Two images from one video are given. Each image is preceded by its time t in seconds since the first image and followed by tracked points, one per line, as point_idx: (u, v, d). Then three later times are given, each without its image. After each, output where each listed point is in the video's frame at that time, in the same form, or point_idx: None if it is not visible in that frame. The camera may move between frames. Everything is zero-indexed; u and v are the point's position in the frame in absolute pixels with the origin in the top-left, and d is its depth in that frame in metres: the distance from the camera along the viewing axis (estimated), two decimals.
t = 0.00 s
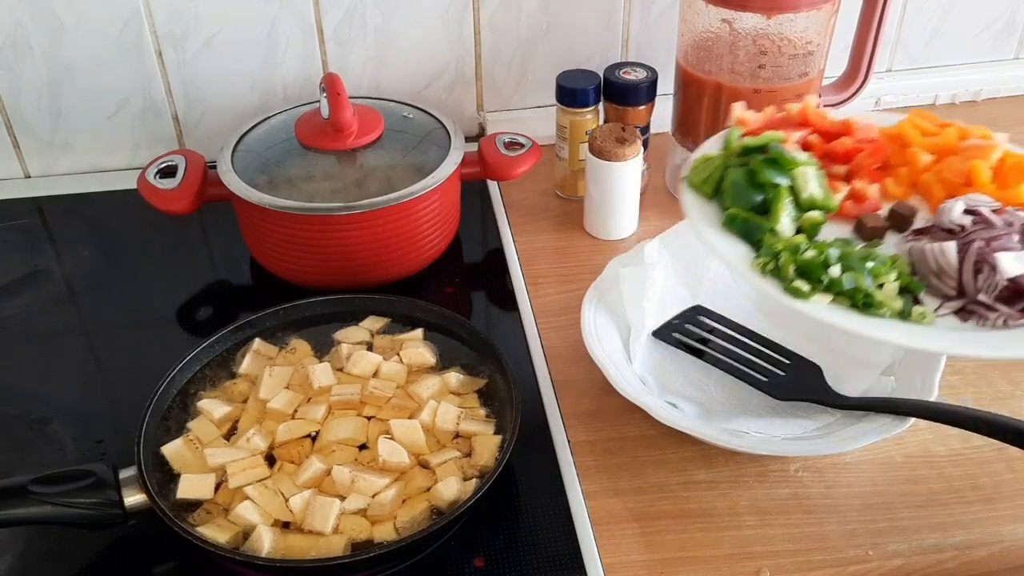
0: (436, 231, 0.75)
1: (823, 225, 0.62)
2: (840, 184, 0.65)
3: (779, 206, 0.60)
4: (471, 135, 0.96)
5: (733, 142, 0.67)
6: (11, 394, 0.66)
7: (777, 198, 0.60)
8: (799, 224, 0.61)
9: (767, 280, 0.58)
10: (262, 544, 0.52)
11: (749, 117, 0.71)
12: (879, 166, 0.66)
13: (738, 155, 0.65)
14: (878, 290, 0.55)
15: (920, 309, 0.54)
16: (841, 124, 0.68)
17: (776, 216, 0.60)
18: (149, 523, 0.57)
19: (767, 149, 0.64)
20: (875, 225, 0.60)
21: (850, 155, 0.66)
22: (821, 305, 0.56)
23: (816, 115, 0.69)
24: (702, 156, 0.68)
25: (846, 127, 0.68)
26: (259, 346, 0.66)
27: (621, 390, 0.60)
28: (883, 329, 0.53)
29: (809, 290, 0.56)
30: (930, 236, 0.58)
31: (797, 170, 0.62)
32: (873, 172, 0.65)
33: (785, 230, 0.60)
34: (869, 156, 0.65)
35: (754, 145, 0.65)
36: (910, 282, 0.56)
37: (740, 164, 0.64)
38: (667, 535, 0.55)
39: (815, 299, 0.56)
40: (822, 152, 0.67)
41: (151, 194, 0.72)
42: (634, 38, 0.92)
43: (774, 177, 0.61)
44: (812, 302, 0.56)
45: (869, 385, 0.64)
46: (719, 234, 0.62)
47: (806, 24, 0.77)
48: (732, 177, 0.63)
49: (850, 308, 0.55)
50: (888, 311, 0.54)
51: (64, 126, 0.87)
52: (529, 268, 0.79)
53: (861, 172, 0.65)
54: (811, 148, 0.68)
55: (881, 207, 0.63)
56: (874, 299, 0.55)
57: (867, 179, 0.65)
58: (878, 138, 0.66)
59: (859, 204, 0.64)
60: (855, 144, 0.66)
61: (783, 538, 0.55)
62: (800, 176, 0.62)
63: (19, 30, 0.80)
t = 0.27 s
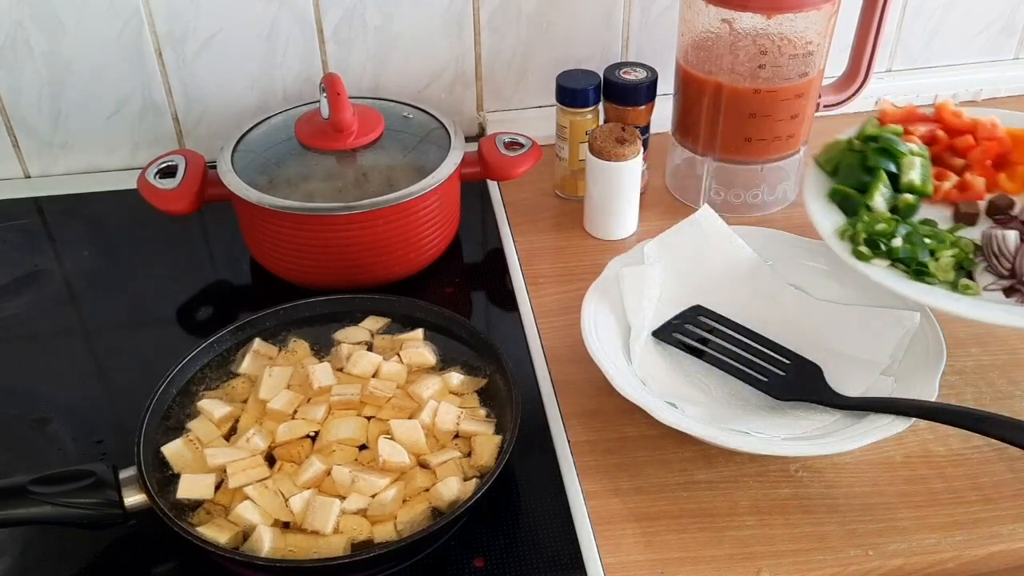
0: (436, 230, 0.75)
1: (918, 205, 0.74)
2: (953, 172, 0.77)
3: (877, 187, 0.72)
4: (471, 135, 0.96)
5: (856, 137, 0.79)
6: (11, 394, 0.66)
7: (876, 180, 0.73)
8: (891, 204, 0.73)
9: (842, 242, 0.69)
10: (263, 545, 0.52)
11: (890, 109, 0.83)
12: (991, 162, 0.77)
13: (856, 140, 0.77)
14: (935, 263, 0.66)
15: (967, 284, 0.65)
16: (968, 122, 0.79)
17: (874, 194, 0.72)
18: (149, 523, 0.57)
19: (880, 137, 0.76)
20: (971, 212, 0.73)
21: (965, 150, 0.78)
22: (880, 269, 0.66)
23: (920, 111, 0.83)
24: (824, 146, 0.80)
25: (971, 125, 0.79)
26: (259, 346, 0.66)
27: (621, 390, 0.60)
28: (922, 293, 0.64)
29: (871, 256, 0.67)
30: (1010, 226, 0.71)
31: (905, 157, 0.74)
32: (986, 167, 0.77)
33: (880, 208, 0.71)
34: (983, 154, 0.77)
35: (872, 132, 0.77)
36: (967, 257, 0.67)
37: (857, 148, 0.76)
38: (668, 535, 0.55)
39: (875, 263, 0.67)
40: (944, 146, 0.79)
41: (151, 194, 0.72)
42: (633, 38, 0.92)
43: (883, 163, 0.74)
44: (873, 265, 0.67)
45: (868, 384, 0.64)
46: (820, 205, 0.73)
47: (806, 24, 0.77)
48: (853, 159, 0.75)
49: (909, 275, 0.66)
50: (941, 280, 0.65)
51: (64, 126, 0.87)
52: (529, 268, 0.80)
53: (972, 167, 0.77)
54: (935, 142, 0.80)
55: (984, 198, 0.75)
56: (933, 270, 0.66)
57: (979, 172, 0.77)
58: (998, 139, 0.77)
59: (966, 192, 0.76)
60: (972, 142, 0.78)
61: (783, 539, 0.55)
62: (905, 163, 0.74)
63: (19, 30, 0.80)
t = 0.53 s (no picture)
0: (435, 230, 0.75)
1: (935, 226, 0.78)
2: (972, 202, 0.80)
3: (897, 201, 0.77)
4: (471, 135, 0.96)
5: (887, 163, 0.83)
6: (12, 394, 0.66)
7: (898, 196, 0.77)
8: (909, 218, 0.77)
9: (858, 244, 0.74)
10: (263, 545, 0.52)
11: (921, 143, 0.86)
12: (1007, 197, 0.80)
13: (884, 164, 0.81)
14: (940, 265, 0.70)
15: (968, 285, 0.69)
16: (993, 161, 0.82)
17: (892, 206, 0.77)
18: (149, 523, 0.57)
19: (906, 160, 0.80)
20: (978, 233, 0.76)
21: (984, 183, 0.81)
22: (890, 265, 0.71)
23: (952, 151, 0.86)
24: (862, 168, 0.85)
25: (996, 164, 0.82)
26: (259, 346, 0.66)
27: (620, 390, 0.59)
28: (931, 287, 0.68)
29: (883, 252, 0.71)
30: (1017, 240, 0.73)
31: (928, 180, 0.79)
32: (1002, 199, 0.80)
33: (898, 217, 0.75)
34: (1000, 188, 0.80)
35: (899, 158, 0.80)
36: (972, 264, 0.71)
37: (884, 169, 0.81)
38: (668, 535, 0.55)
39: (885, 260, 0.71)
40: (965, 178, 0.82)
41: (151, 194, 0.72)
42: (633, 38, 0.92)
43: (907, 181, 0.78)
44: (884, 263, 0.71)
45: (866, 383, 0.63)
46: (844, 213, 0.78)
47: (806, 23, 0.77)
48: (876, 176, 0.80)
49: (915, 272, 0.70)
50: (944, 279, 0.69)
51: (64, 126, 0.87)
52: (529, 268, 0.80)
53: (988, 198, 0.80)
54: (958, 174, 0.83)
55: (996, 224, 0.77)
56: (937, 270, 0.70)
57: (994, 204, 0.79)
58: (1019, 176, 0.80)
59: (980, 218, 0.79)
60: (992, 177, 0.81)
61: (783, 538, 0.55)
62: (928, 185, 0.78)
63: (19, 29, 0.80)
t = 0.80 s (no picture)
0: (435, 231, 0.75)
1: (929, 217, 0.80)
2: (965, 196, 0.81)
3: (892, 192, 0.80)
4: (471, 135, 0.96)
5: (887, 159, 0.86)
6: (11, 394, 0.66)
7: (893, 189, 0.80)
8: (904, 209, 0.80)
9: (853, 232, 0.78)
10: (263, 544, 0.52)
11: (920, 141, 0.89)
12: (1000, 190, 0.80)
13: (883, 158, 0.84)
14: (929, 253, 0.74)
15: (955, 272, 0.73)
16: (987, 157, 0.83)
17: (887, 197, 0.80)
18: (150, 523, 0.57)
19: (903, 155, 0.82)
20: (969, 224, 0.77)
21: (978, 178, 0.82)
22: (881, 253, 0.75)
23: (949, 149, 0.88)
24: (864, 161, 0.88)
25: (990, 159, 0.83)
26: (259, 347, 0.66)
27: (621, 390, 0.59)
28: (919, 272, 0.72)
29: (876, 242, 0.76)
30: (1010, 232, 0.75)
31: (922, 174, 0.81)
32: (994, 193, 0.80)
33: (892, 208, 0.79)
34: (992, 181, 0.80)
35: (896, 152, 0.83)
36: (960, 252, 0.74)
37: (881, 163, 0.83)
38: (668, 535, 0.55)
39: (877, 248, 0.75)
40: (960, 174, 0.83)
41: (151, 194, 0.72)
42: (633, 37, 0.92)
43: (903, 173, 0.81)
44: (875, 250, 0.75)
45: (866, 383, 0.63)
46: (842, 204, 0.81)
47: (806, 23, 0.77)
48: (875, 168, 0.83)
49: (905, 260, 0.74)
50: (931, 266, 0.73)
51: (64, 126, 0.87)
52: (529, 268, 0.80)
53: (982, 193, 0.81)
54: (954, 170, 0.84)
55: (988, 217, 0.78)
56: (925, 258, 0.74)
57: (986, 197, 0.80)
58: (1011, 171, 0.80)
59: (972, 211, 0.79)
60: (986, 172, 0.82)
61: (783, 538, 0.55)
62: (922, 179, 0.81)
63: (19, 29, 0.80)
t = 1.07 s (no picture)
0: (435, 231, 0.75)
1: (922, 219, 0.81)
2: (957, 198, 0.83)
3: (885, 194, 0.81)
4: (471, 135, 0.96)
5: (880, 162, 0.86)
6: (12, 394, 0.66)
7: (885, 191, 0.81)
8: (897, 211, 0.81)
9: (847, 233, 0.79)
10: (263, 544, 0.52)
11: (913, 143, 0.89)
12: (992, 193, 0.82)
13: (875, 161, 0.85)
14: (918, 253, 0.75)
15: (943, 271, 0.74)
16: (980, 160, 0.84)
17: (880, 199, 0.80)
18: (149, 523, 0.57)
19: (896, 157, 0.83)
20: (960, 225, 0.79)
21: (970, 180, 0.83)
22: (873, 254, 0.76)
23: (941, 152, 0.89)
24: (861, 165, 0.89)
25: (982, 162, 0.84)
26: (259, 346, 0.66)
27: (621, 390, 0.59)
28: (910, 272, 0.73)
29: (867, 243, 0.77)
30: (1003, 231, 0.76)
31: (915, 177, 0.82)
32: (986, 195, 0.82)
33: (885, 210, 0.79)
34: (984, 183, 0.82)
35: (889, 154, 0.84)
36: (949, 252, 0.75)
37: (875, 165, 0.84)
38: (668, 535, 0.55)
39: (868, 249, 0.76)
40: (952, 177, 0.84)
41: (151, 194, 0.72)
42: (633, 37, 0.92)
43: (895, 175, 0.82)
44: (867, 251, 0.76)
45: (866, 383, 0.63)
46: (836, 205, 0.82)
47: (806, 23, 0.77)
48: (868, 170, 0.84)
49: (895, 260, 0.75)
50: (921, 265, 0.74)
51: (64, 126, 0.87)
52: (529, 268, 0.80)
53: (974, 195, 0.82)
54: (946, 173, 0.85)
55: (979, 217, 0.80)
56: (915, 257, 0.74)
57: (978, 199, 0.82)
58: (1003, 173, 0.82)
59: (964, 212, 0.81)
60: (977, 175, 0.83)
61: (783, 538, 0.55)
62: (915, 182, 0.81)
63: (19, 29, 0.80)
